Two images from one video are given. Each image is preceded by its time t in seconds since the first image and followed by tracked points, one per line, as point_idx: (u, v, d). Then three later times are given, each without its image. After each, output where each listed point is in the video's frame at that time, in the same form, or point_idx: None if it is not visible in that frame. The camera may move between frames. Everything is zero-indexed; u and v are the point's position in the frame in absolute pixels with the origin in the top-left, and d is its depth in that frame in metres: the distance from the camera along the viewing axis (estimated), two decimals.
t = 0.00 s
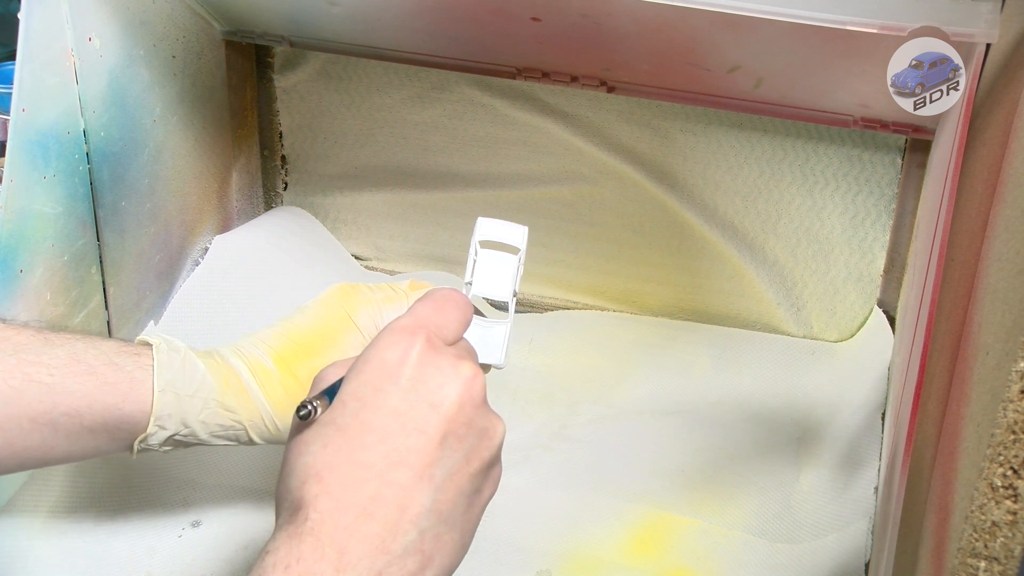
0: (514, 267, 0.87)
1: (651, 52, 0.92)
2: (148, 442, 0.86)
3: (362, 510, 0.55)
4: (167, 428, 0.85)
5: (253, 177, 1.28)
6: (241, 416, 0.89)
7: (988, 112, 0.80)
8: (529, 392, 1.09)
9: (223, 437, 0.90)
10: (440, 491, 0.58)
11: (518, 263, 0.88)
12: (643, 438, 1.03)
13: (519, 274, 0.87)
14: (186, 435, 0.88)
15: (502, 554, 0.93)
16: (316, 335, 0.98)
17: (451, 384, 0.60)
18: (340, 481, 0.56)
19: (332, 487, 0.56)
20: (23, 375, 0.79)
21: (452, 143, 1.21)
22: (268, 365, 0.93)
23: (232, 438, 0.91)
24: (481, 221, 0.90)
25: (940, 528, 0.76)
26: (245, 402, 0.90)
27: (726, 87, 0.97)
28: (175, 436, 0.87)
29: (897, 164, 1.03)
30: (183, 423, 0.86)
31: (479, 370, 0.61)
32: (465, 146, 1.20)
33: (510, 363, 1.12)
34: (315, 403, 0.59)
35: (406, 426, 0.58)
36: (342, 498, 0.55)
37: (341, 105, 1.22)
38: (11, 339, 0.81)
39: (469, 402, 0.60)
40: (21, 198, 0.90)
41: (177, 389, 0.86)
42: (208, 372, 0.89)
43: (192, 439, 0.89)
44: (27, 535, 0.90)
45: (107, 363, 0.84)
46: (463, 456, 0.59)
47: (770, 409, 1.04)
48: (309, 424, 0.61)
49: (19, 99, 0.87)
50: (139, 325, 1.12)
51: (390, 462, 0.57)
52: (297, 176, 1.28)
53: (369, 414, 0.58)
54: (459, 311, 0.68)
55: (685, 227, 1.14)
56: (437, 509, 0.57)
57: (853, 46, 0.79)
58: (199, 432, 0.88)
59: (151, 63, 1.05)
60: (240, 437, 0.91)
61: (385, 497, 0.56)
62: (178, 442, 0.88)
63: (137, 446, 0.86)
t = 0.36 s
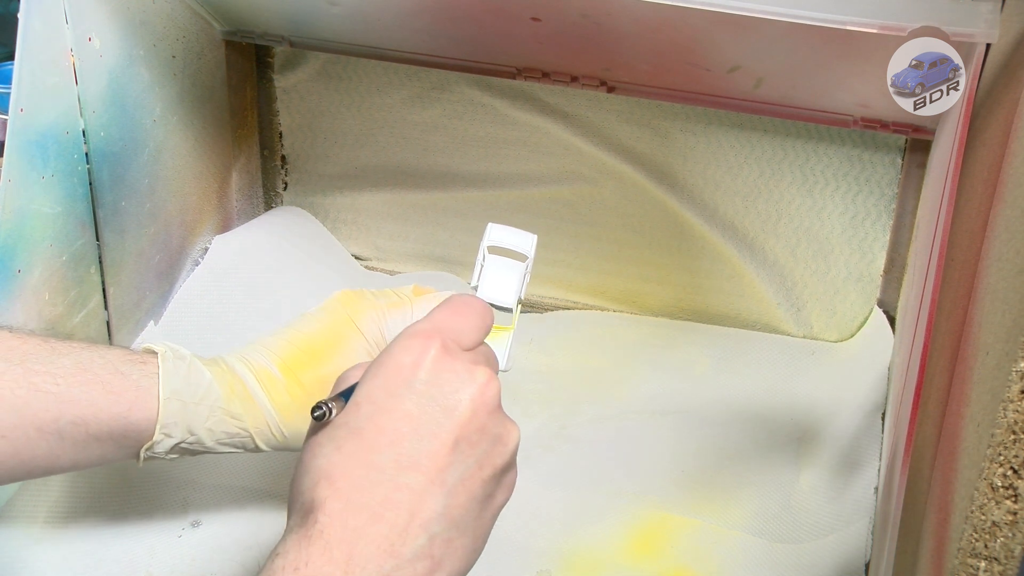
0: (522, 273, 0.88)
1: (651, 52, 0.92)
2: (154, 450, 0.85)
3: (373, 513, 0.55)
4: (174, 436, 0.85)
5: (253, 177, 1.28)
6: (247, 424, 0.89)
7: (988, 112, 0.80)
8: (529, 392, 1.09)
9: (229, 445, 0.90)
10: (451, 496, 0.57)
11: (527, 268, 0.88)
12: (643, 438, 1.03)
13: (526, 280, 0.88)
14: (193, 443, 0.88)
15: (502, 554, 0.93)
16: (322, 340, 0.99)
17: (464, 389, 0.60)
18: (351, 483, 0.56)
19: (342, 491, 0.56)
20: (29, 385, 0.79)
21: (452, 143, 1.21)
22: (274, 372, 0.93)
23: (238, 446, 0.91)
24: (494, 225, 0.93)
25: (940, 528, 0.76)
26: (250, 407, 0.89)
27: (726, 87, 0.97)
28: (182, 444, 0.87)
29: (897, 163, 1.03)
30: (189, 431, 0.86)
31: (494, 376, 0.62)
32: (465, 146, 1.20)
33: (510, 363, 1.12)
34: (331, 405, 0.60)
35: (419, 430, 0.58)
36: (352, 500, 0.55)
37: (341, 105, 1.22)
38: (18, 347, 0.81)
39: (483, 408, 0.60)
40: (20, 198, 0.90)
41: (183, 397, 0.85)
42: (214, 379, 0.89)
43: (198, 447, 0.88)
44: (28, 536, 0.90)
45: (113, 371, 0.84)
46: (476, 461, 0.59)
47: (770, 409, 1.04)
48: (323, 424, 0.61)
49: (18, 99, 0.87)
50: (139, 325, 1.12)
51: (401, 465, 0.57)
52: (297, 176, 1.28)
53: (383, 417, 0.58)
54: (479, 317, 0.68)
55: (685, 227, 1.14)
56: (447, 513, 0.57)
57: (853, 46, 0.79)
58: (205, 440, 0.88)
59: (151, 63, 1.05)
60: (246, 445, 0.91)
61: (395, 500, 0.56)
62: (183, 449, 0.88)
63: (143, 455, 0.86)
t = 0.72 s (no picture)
0: (519, 269, 0.89)
1: (651, 52, 0.92)
2: (153, 450, 0.85)
3: (382, 515, 0.55)
4: (173, 436, 0.85)
5: (253, 177, 1.28)
6: (247, 423, 0.89)
7: (988, 112, 0.80)
8: (529, 392, 1.09)
9: (228, 445, 0.90)
10: (460, 497, 0.57)
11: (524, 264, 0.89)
12: (643, 438, 1.03)
13: (524, 277, 0.88)
14: (192, 443, 0.87)
15: (502, 554, 0.93)
16: (319, 340, 0.99)
17: (472, 389, 0.60)
18: (361, 485, 0.56)
19: (350, 492, 0.55)
20: (28, 386, 0.79)
21: (452, 143, 1.21)
22: (272, 372, 0.94)
23: (237, 446, 0.91)
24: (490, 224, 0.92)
25: (941, 528, 0.76)
26: (249, 407, 0.89)
27: (726, 87, 0.97)
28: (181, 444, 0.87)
29: (897, 163, 1.03)
30: (188, 431, 0.86)
31: (501, 376, 0.62)
32: (465, 146, 1.20)
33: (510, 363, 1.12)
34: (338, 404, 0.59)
35: (427, 431, 0.58)
36: (361, 502, 0.55)
37: (341, 105, 1.22)
38: (17, 348, 0.81)
39: (490, 408, 0.60)
40: (20, 198, 0.90)
41: (182, 397, 0.86)
42: (213, 379, 0.89)
43: (198, 447, 0.88)
44: (28, 536, 0.90)
45: (112, 372, 0.84)
46: (483, 462, 0.59)
47: (770, 409, 1.04)
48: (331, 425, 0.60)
49: (18, 99, 0.87)
50: (139, 325, 1.12)
51: (411, 466, 0.57)
52: (297, 176, 1.28)
53: (391, 418, 0.58)
54: (478, 318, 0.68)
55: (685, 227, 1.14)
56: (456, 514, 0.57)
57: (854, 46, 0.79)
58: (205, 439, 0.88)
59: (151, 63, 1.05)
60: (245, 445, 0.90)
61: (405, 502, 0.55)
62: (183, 450, 0.88)
63: (142, 455, 0.85)
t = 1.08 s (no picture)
0: (514, 264, 0.88)
1: (651, 52, 0.92)
2: (150, 448, 0.85)
3: (365, 523, 0.55)
4: (169, 434, 0.85)
5: (253, 177, 1.28)
6: (243, 421, 0.89)
7: (988, 112, 0.80)
8: (530, 392, 1.09)
9: (225, 443, 0.90)
10: (442, 506, 0.58)
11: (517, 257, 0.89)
12: (643, 438, 1.03)
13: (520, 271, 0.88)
14: (189, 441, 0.88)
15: (503, 554, 0.93)
16: (316, 337, 0.99)
17: (455, 399, 0.61)
18: (344, 493, 0.57)
19: (334, 501, 0.56)
20: (23, 385, 0.78)
21: (451, 143, 1.21)
22: (269, 370, 0.94)
23: (234, 444, 0.91)
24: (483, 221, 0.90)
25: (940, 528, 0.76)
26: (247, 405, 0.89)
27: (726, 87, 0.97)
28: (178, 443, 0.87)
29: (897, 164, 1.03)
30: (185, 429, 0.86)
31: (484, 386, 0.63)
32: (465, 145, 1.20)
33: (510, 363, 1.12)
34: (321, 415, 0.62)
35: (411, 441, 0.59)
36: (344, 511, 0.56)
37: (340, 105, 1.22)
38: (11, 347, 0.80)
39: (473, 417, 0.61)
40: (21, 198, 0.90)
41: (179, 395, 0.86)
42: (210, 377, 0.89)
43: (195, 446, 0.88)
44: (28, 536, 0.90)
45: (107, 370, 0.84)
46: (467, 471, 0.60)
47: (770, 409, 1.04)
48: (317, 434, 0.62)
49: (18, 99, 0.87)
50: (139, 325, 1.12)
51: (393, 475, 0.57)
52: (297, 176, 1.28)
53: (375, 427, 0.59)
54: (466, 331, 0.69)
55: (685, 227, 1.14)
56: (439, 523, 0.58)
57: (853, 46, 0.79)
58: (202, 437, 0.88)
59: (151, 63, 1.05)
60: (241, 443, 0.90)
61: (387, 510, 0.56)
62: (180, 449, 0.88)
63: (139, 454, 0.86)
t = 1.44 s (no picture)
0: (517, 275, 0.90)
1: (651, 52, 0.92)
2: (150, 454, 0.85)
3: (354, 527, 0.55)
4: (169, 440, 0.85)
5: (252, 177, 1.28)
6: (242, 427, 0.89)
7: (988, 112, 0.80)
8: (530, 392, 1.09)
9: (223, 449, 0.90)
10: (433, 509, 0.57)
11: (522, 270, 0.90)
12: (644, 438, 1.03)
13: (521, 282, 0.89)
14: (188, 447, 0.87)
15: (503, 554, 0.93)
16: (315, 343, 0.99)
17: (447, 401, 0.60)
18: (332, 497, 0.56)
19: (324, 504, 0.55)
20: (22, 389, 0.79)
21: (452, 143, 1.21)
22: (269, 375, 0.93)
23: (233, 451, 0.91)
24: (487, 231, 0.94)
25: (940, 528, 0.76)
26: (246, 410, 0.89)
27: (726, 87, 0.97)
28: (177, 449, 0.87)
29: (897, 163, 1.03)
30: (184, 435, 0.86)
31: (476, 387, 0.62)
32: (465, 145, 1.20)
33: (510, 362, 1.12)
34: (309, 417, 0.60)
35: (401, 443, 0.58)
36: (334, 514, 0.55)
37: (341, 105, 1.22)
38: (11, 352, 0.81)
39: (465, 420, 0.60)
40: (21, 198, 0.90)
41: (178, 400, 0.86)
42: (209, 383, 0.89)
43: (194, 452, 0.88)
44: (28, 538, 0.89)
45: (107, 376, 0.84)
46: (458, 473, 0.60)
47: (771, 409, 1.05)
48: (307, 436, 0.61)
49: (18, 99, 0.87)
50: (139, 325, 1.11)
51: (384, 478, 0.57)
52: (297, 176, 1.28)
53: (366, 430, 0.58)
54: (456, 326, 0.69)
55: (685, 228, 1.14)
56: (429, 526, 0.57)
57: (853, 46, 0.79)
58: (201, 444, 0.88)
59: (151, 63, 1.05)
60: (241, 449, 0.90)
61: (376, 514, 0.55)
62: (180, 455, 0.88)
63: (138, 459, 0.86)
